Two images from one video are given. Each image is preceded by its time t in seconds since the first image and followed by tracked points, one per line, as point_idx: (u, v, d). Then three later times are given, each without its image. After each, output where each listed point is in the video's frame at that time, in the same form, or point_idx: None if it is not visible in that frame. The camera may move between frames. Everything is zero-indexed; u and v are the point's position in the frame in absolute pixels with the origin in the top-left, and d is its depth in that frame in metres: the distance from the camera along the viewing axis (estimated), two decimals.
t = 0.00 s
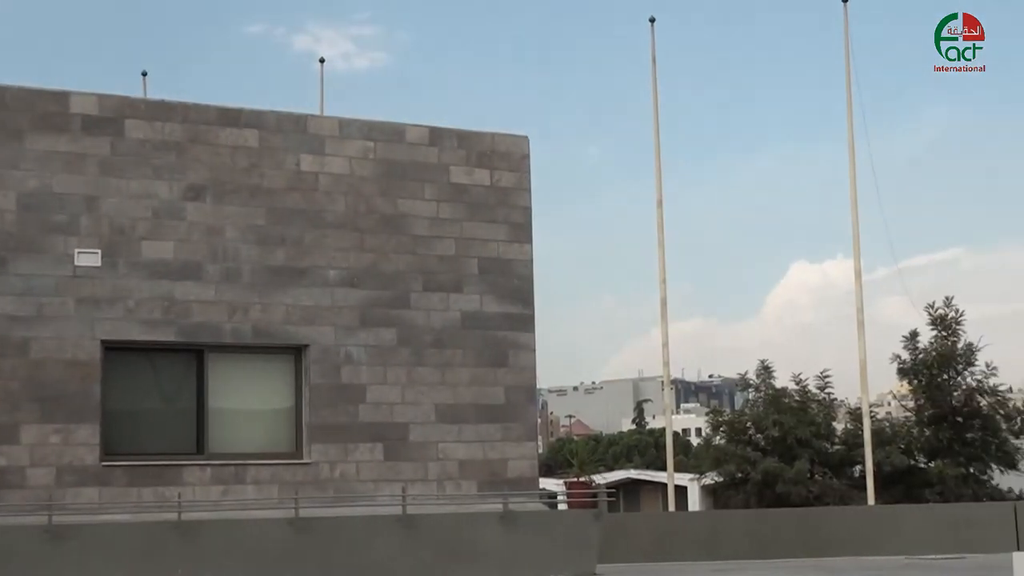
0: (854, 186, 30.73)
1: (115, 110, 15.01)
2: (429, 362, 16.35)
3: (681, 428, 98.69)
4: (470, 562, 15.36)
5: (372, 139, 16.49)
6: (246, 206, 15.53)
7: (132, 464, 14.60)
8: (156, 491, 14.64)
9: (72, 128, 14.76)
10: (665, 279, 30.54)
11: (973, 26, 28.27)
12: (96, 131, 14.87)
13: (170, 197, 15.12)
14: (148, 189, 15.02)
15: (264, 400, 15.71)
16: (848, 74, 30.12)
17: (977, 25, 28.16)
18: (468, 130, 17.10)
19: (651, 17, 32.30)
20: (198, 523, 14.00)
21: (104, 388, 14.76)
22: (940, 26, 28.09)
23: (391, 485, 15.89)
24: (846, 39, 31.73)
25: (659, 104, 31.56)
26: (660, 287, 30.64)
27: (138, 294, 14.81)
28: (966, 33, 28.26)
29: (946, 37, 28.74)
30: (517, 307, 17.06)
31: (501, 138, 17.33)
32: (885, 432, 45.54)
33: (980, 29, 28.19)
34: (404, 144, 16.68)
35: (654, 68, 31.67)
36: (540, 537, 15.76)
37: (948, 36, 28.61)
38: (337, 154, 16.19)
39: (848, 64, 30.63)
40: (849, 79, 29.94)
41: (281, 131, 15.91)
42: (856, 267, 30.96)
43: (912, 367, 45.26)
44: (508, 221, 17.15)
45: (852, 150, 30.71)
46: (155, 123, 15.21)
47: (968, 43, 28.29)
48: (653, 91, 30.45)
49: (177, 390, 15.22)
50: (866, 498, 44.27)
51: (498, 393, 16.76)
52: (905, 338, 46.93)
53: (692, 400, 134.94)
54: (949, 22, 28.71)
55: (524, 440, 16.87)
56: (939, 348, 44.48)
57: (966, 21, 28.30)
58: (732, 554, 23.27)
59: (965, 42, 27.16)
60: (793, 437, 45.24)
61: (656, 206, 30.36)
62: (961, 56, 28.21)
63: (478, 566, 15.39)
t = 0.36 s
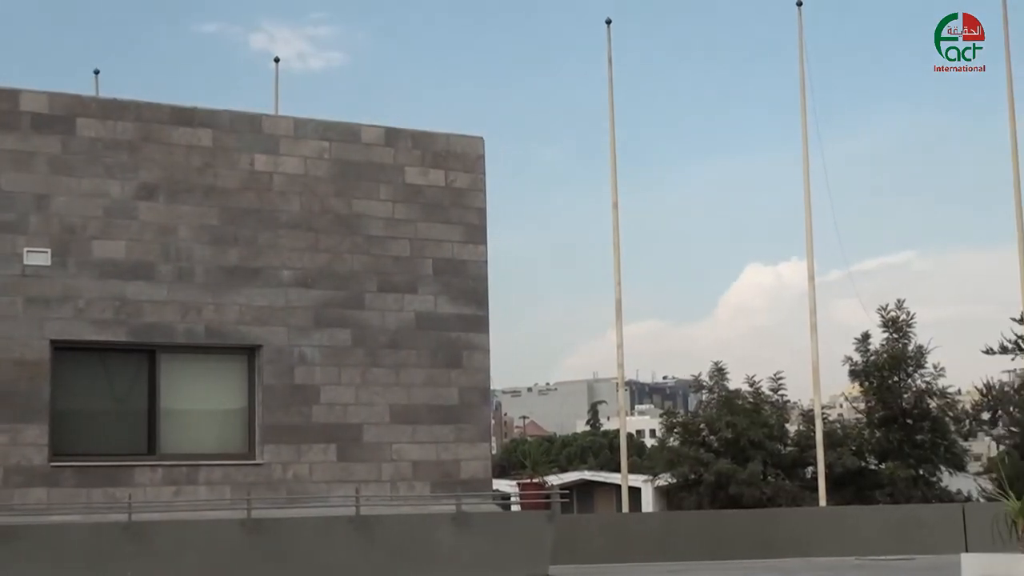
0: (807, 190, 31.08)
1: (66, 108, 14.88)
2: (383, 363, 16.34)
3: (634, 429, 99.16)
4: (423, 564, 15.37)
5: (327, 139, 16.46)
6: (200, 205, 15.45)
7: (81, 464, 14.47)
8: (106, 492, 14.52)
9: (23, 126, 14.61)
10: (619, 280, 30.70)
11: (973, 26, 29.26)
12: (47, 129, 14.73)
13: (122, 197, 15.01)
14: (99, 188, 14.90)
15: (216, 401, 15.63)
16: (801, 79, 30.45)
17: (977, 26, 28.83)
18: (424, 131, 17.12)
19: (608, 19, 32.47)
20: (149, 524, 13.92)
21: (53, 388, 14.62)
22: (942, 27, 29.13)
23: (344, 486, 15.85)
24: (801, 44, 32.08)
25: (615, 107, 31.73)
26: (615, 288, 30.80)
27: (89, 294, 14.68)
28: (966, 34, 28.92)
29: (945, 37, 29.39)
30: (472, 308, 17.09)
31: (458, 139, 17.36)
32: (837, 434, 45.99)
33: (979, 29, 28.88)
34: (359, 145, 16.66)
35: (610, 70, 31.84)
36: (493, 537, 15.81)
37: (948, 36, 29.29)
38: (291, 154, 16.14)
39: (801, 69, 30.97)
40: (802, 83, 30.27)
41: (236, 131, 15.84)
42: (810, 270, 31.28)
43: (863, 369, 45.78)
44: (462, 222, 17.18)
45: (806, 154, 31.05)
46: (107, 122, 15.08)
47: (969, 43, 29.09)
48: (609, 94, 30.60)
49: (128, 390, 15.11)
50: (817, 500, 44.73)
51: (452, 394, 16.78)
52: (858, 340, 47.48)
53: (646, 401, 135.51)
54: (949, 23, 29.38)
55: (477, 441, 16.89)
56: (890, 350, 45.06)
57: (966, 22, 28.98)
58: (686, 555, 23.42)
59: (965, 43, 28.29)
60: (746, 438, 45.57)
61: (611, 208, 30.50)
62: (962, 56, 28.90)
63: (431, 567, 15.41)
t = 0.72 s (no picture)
0: (756, 193, 31.40)
1: (10, 107, 14.72)
2: (331, 364, 16.29)
3: (584, 432, 99.49)
4: (371, 566, 15.34)
5: (276, 139, 16.40)
6: (147, 205, 15.33)
7: (24, 466, 14.33)
8: (49, 493, 14.38)
9: None
10: (569, 281, 30.82)
11: (972, 26, 30.23)
12: None
13: (67, 196, 14.88)
14: (44, 187, 14.75)
15: (163, 401, 15.52)
16: (750, 84, 30.75)
17: (977, 25, 30.11)
18: (373, 132, 17.11)
19: (557, 21, 32.65)
20: (93, 527, 13.85)
21: None
22: (943, 25, 30.00)
23: (292, 488, 15.79)
24: (751, 49, 32.42)
25: (565, 109, 31.88)
26: (565, 290, 30.92)
27: (33, 293, 14.53)
28: (966, 33, 30.21)
29: (945, 36, 30.64)
30: (421, 309, 17.08)
31: (409, 141, 17.37)
32: (785, 435, 46.31)
33: (980, 29, 30.11)
34: (308, 145, 16.61)
35: (560, 72, 31.99)
36: (442, 539, 15.82)
37: (949, 36, 30.52)
38: (240, 154, 16.06)
39: (750, 73, 31.28)
40: (750, 87, 30.58)
41: (183, 130, 15.74)
42: (759, 274, 31.59)
43: (811, 371, 46.24)
44: (411, 222, 17.17)
45: (754, 158, 31.37)
46: (52, 120, 14.94)
47: (970, 43, 30.02)
48: (559, 96, 30.73)
49: (73, 391, 14.98)
50: (764, 501, 45.17)
51: (401, 396, 16.77)
52: (806, 342, 48.00)
53: (595, 403, 135.70)
54: (950, 22, 30.42)
55: (426, 442, 16.87)
56: (836, 352, 45.59)
57: (966, 22, 30.20)
58: (633, 556, 23.60)
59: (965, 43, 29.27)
60: (694, 440, 45.96)
61: (560, 210, 30.62)
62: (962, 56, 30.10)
63: (379, 569, 15.39)
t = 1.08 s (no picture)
0: (702, 197, 31.69)
1: None
2: (276, 364, 16.24)
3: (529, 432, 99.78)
4: (313, 567, 15.33)
5: (221, 139, 16.32)
6: (89, 203, 15.20)
7: None
8: None
9: None
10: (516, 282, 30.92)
11: (972, 26, 30.83)
12: None
13: (7, 194, 14.74)
14: None
15: (104, 401, 15.40)
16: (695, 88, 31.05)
17: (977, 25, 30.72)
18: (319, 132, 17.08)
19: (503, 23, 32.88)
20: (31, 526, 13.77)
21: None
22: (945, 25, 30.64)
23: (235, 488, 15.72)
24: (696, 53, 32.75)
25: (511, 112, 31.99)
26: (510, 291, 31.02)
27: None
28: (967, 33, 30.80)
29: (946, 37, 31.28)
30: (367, 310, 17.08)
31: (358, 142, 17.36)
32: (729, 437, 46.70)
33: (980, 29, 30.75)
34: (254, 144, 16.55)
35: (506, 74, 32.11)
36: (386, 539, 15.82)
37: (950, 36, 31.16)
38: (184, 153, 15.97)
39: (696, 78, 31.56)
40: (696, 92, 30.85)
41: (127, 129, 15.63)
42: (704, 276, 31.91)
43: (755, 371, 46.71)
44: (358, 223, 17.16)
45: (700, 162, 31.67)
46: None
47: (971, 43, 30.63)
48: (507, 98, 30.83)
49: (12, 390, 14.85)
50: (707, 502, 45.56)
51: (345, 397, 16.76)
52: (752, 343, 48.53)
53: (540, 404, 135.84)
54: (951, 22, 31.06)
55: (370, 443, 16.86)
56: (781, 354, 46.15)
57: (967, 21, 30.84)
58: (578, 557, 23.72)
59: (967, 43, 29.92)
60: (639, 441, 46.29)
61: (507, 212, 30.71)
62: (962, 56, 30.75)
63: (322, 570, 15.38)
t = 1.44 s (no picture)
0: (647, 199, 31.93)
1: None
2: (219, 364, 16.19)
3: (473, 433, 99.85)
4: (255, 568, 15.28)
5: (165, 137, 16.25)
6: (28, 202, 15.14)
7: None
8: None
9: None
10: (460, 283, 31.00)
11: (970, 27, 31.47)
12: None
13: None
14: None
15: (43, 402, 15.34)
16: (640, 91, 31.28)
17: (977, 25, 31.31)
18: (264, 132, 17.02)
19: (451, 23, 32.89)
20: None
21: None
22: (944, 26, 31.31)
23: (177, 489, 15.66)
24: (643, 55, 32.99)
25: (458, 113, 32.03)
26: (454, 292, 31.09)
27: None
28: (967, 33, 31.40)
29: (946, 37, 31.90)
30: (312, 310, 17.02)
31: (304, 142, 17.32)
32: (672, 438, 47.18)
33: (979, 29, 31.37)
34: (197, 143, 16.47)
35: (452, 75, 32.15)
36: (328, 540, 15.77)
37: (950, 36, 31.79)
38: (127, 151, 15.91)
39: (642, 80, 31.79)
40: (642, 95, 31.06)
41: (68, 127, 15.54)
42: (648, 277, 32.16)
43: (699, 373, 47.00)
44: (302, 223, 17.10)
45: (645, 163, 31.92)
46: None
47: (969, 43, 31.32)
48: (453, 99, 30.85)
49: None
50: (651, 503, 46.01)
51: (289, 397, 16.71)
52: (695, 344, 48.93)
53: (484, 405, 135.62)
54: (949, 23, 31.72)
55: (314, 443, 16.80)
56: (725, 355, 46.67)
57: (967, 21, 31.46)
58: (523, 558, 23.85)
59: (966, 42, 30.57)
60: (583, 442, 46.52)
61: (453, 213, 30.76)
62: (962, 56, 31.36)
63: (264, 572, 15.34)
